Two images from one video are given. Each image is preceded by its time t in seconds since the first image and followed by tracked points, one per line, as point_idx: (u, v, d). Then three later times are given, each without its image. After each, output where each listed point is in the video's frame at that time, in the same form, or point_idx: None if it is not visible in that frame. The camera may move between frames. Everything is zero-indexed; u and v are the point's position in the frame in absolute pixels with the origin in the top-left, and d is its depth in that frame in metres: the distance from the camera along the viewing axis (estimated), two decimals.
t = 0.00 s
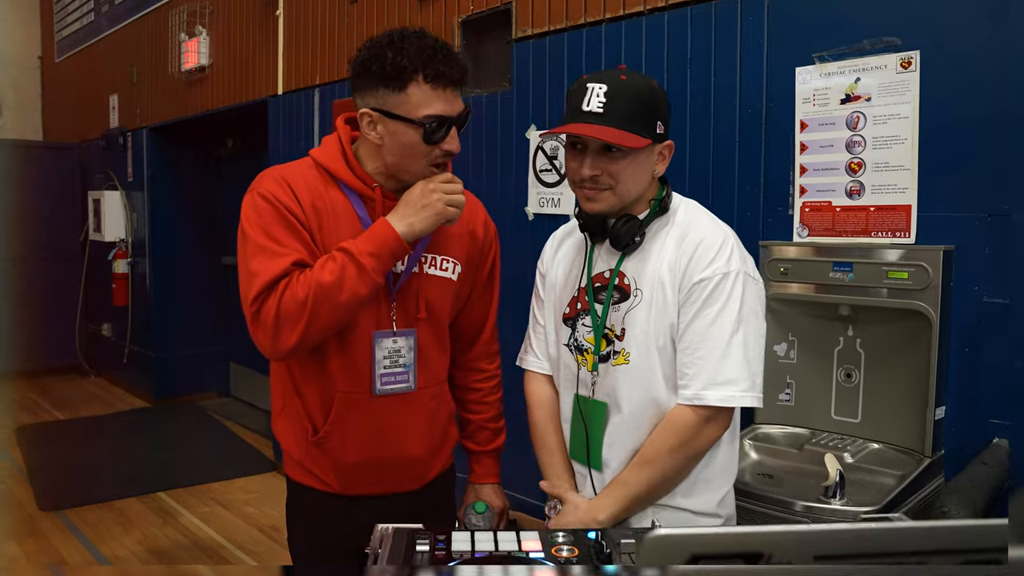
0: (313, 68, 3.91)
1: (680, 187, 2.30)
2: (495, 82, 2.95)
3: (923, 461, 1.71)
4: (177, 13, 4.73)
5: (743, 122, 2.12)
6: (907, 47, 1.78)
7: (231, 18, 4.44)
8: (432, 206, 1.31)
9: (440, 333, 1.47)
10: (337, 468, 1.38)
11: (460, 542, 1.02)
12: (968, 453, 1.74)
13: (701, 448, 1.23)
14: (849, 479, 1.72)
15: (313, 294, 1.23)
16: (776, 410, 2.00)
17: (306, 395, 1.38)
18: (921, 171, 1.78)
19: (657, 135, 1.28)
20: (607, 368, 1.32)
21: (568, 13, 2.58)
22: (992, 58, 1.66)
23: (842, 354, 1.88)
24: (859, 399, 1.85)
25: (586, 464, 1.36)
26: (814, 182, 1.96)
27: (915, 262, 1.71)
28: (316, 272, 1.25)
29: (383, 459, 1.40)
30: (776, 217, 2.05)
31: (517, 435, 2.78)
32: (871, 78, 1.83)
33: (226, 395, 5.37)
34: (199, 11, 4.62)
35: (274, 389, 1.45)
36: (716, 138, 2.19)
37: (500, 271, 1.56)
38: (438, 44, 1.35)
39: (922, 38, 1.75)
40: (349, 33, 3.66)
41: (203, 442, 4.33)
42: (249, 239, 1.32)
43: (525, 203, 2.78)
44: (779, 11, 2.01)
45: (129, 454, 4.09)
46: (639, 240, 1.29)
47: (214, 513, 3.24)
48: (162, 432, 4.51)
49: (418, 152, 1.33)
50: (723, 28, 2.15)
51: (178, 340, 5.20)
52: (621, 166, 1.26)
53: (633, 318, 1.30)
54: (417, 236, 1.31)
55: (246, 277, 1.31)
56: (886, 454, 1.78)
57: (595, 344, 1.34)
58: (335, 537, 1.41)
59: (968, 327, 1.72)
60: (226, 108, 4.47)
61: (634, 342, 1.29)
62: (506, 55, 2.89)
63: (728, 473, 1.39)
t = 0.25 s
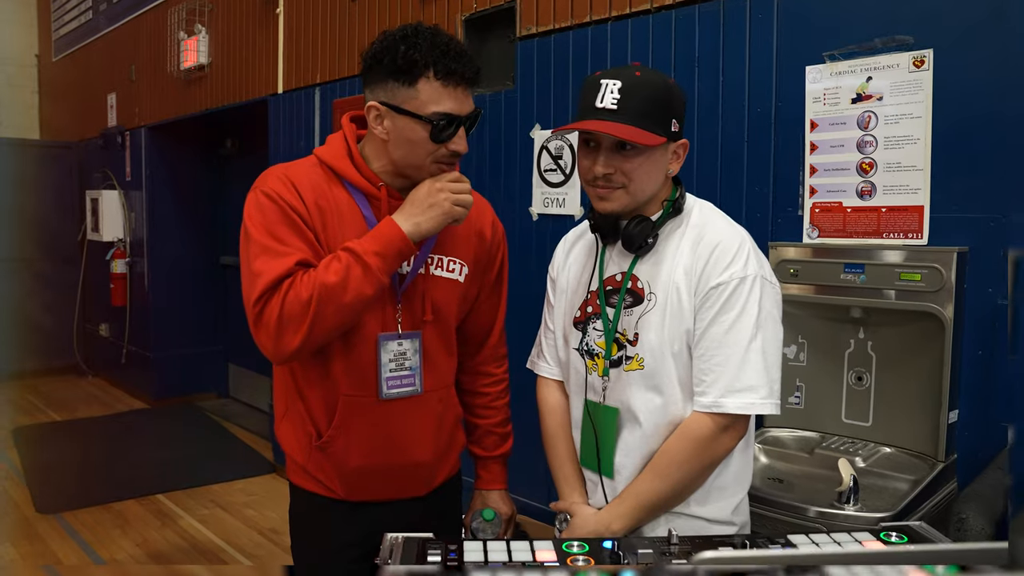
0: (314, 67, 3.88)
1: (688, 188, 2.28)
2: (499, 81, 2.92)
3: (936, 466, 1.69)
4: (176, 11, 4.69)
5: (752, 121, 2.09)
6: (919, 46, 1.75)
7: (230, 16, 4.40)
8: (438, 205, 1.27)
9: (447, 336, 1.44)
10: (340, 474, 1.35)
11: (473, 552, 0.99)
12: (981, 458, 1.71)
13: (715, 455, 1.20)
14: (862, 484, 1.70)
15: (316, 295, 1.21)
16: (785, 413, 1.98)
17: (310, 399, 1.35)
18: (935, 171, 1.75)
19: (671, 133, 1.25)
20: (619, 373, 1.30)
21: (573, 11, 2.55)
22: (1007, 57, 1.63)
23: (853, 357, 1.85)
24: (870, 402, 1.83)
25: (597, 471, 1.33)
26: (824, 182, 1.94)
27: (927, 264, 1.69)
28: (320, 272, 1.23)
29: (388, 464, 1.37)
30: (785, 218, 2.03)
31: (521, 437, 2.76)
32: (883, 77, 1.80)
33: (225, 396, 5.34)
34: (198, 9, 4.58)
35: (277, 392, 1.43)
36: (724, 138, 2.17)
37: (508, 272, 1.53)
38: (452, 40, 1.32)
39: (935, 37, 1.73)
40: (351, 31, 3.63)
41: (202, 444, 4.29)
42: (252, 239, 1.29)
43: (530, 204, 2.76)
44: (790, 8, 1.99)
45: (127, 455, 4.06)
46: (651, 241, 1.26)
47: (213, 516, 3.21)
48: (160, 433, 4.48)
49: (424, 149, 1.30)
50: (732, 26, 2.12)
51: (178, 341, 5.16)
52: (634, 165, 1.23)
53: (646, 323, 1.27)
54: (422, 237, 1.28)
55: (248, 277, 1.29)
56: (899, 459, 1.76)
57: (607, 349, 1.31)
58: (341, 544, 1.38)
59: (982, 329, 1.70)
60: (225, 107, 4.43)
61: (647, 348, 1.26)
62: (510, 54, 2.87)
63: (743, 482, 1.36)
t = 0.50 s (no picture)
0: (317, 65, 3.86)
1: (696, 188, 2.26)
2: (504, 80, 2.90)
3: (950, 470, 1.68)
4: (177, 10, 4.67)
5: (762, 121, 2.08)
6: (933, 44, 1.73)
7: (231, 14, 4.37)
8: (463, 243, 1.22)
9: (458, 338, 1.42)
10: (349, 479, 1.33)
11: (488, 560, 0.96)
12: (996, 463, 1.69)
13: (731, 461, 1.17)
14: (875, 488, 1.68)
15: (329, 310, 1.18)
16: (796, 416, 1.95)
17: (319, 403, 1.33)
18: (948, 172, 1.73)
19: (687, 132, 1.23)
20: (633, 375, 1.27)
21: (580, 10, 2.53)
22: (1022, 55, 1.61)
23: (864, 360, 1.83)
24: (882, 405, 1.81)
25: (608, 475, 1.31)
26: (835, 183, 1.92)
27: (941, 265, 1.67)
28: (335, 288, 1.20)
29: (397, 470, 1.34)
30: (796, 219, 2.01)
31: (527, 438, 2.74)
32: (896, 76, 1.78)
33: (226, 397, 5.32)
34: (199, 8, 4.56)
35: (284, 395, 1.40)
36: (733, 138, 2.15)
37: (520, 274, 1.51)
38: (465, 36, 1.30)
39: (949, 35, 1.70)
40: (354, 30, 3.61)
41: (203, 445, 4.27)
42: (260, 243, 1.26)
43: (536, 204, 2.74)
44: (801, 7, 1.97)
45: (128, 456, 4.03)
46: (665, 242, 1.25)
47: (215, 518, 3.18)
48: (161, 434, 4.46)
49: (436, 148, 1.28)
50: (742, 25, 2.10)
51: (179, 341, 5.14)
52: (649, 163, 1.21)
53: (660, 325, 1.24)
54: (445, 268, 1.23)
55: (256, 282, 1.26)
56: (912, 462, 1.74)
57: (620, 351, 1.28)
58: (349, 550, 1.36)
59: (996, 331, 1.68)
60: (227, 106, 4.41)
61: (661, 350, 1.24)
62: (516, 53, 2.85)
63: (759, 486, 1.33)
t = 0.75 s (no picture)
0: (320, 66, 3.85)
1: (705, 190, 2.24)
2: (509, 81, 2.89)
3: (963, 474, 1.66)
4: (179, 11, 4.67)
5: (771, 122, 2.07)
6: (944, 45, 1.71)
7: (234, 14, 4.36)
8: (518, 268, 1.22)
9: (474, 343, 1.40)
10: (363, 484, 1.31)
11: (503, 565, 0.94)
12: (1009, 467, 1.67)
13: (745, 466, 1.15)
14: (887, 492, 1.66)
15: (372, 314, 1.17)
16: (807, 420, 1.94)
17: (333, 407, 1.31)
18: (960, 173, 1.71)
19: (704, 130, 1.22)
20: (646, 377, 1.25)
21: (587, 10, 2.52)
22: None
23: (875, 362, 1.82)
24: (894, 408, 1.80)
25: (617, 477, 1.30)
26: (845, 185, 1.90)
27: (955, 267, 1.64)
28: (380, 294, 1.18)
29: (411, 476, 1.33)
30: (806, 221, 2.00)
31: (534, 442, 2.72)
32: (908, 77, 1.77)
33: (229, 399, 5.30)
34: (201, 8, 4.55)
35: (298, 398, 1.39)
36: (742, 139, 2.14)
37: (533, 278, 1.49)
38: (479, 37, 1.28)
39: (961, 36, 1.69)
40: (358, 31, 3.60)
41: (205, 447, 4.25)
42: (291, 240, 1.23)
43: (542, 206, 2.73)
44: (811, 7, 1.96)
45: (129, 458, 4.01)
46: (680, 241, 1.23)
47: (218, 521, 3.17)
48: (163, 436, 4.44)
49: (450, 151, 1.26)
50: (752, 26, 2.09)
51: (182, 343, 5.13)
52: (667, 162, 1.21)
53: (673, 325, 1.23)
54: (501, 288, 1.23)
55: (285, 279, 1.22)
56: (924, 466, 1.72)
57: (633, 352, 1.27)
58: (358, 557, 1.34)
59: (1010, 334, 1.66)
60: (229, 108, 4.41)
61: (674, 351, 1.22)
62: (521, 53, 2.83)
63: (773, 491, 1.29)
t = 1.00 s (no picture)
0: (324, 66, 3.84)
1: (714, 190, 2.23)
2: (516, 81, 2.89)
3: (977, 475, 1.66)
4: (182, 11, 4.67)
5: (781, 121, 2.06)
6: (958, 43, 1.70)
7: (237, 15, 4.35)
8: (584, 254, 1.20)
9: (493, 342, 1.38)
10: (382, 483, 1.29)
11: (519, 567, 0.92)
12: None
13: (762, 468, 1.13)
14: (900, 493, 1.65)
15: (433, 296, 1.13)
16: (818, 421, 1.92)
17: (357, 404, 1.28)
18: (974, 173, 1.70)
19: (721, 118, 1.23)
20: (666, 371, 1.23)
21: (594, 10, 2.51)
22: None
23: (888, 363, 1.81)
24: (906, 409, 1.78)
25: (628, 470, 1.27)
26: (856, 184, 1.89)
27: (971, 268, 1.64)
28: (439, 279, 1.15)
29: (431, 476, 1.31)
30: (816, 220, 1.98)
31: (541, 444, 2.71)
32: (920, 75, 1.76)
33: (231, 400, 5.28)
34: (204, 8, 4.55)
35: (317, 395, 1.36)
36: (752, 138, 2.12)
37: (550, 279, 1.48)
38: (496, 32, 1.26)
39: (975, 34, 1.68)
40: (362, 31, 3.60)
41: (207, 449, 4.23)
42: (337, 226, 1.19)
43: (549, 206, 2.73)
44: (821, 5, 1.95)
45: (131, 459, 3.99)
46: (712, 237, 1.21)
47: (220, 523, 3.14)
48: (165, 437, 4.42)
49: (468, 149, 1.25)
50: (762, 25, 2.08)
51: (184, 344, 5.11)
52: (694, 148, 1.20)
53: (694, 320, 1.21)
54: (566, 275, 1.20)
55: (332, 266, 1.17)
56: (937, 467, 1.71)
57: (651, 346, 1.25)
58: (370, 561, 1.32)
59: None
60: (233, 108, 4.40)
61: (694, 346, 1.20)
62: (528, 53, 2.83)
63: (786, 494, 1.24)
